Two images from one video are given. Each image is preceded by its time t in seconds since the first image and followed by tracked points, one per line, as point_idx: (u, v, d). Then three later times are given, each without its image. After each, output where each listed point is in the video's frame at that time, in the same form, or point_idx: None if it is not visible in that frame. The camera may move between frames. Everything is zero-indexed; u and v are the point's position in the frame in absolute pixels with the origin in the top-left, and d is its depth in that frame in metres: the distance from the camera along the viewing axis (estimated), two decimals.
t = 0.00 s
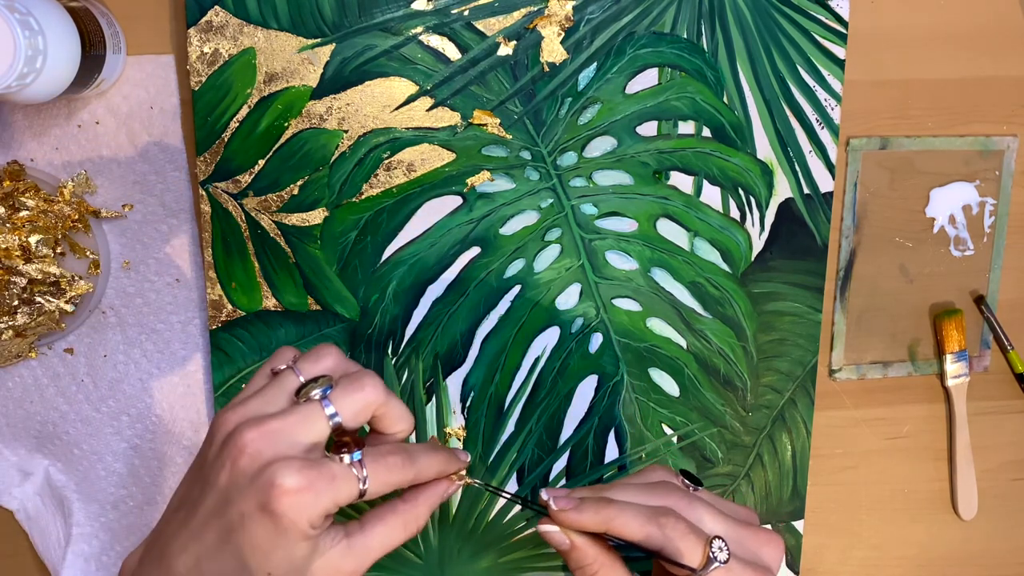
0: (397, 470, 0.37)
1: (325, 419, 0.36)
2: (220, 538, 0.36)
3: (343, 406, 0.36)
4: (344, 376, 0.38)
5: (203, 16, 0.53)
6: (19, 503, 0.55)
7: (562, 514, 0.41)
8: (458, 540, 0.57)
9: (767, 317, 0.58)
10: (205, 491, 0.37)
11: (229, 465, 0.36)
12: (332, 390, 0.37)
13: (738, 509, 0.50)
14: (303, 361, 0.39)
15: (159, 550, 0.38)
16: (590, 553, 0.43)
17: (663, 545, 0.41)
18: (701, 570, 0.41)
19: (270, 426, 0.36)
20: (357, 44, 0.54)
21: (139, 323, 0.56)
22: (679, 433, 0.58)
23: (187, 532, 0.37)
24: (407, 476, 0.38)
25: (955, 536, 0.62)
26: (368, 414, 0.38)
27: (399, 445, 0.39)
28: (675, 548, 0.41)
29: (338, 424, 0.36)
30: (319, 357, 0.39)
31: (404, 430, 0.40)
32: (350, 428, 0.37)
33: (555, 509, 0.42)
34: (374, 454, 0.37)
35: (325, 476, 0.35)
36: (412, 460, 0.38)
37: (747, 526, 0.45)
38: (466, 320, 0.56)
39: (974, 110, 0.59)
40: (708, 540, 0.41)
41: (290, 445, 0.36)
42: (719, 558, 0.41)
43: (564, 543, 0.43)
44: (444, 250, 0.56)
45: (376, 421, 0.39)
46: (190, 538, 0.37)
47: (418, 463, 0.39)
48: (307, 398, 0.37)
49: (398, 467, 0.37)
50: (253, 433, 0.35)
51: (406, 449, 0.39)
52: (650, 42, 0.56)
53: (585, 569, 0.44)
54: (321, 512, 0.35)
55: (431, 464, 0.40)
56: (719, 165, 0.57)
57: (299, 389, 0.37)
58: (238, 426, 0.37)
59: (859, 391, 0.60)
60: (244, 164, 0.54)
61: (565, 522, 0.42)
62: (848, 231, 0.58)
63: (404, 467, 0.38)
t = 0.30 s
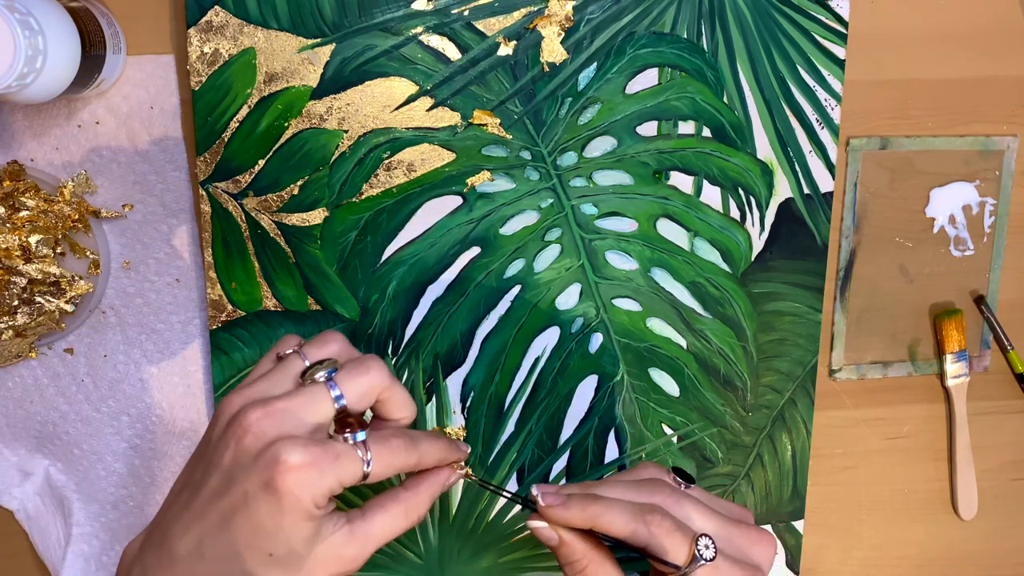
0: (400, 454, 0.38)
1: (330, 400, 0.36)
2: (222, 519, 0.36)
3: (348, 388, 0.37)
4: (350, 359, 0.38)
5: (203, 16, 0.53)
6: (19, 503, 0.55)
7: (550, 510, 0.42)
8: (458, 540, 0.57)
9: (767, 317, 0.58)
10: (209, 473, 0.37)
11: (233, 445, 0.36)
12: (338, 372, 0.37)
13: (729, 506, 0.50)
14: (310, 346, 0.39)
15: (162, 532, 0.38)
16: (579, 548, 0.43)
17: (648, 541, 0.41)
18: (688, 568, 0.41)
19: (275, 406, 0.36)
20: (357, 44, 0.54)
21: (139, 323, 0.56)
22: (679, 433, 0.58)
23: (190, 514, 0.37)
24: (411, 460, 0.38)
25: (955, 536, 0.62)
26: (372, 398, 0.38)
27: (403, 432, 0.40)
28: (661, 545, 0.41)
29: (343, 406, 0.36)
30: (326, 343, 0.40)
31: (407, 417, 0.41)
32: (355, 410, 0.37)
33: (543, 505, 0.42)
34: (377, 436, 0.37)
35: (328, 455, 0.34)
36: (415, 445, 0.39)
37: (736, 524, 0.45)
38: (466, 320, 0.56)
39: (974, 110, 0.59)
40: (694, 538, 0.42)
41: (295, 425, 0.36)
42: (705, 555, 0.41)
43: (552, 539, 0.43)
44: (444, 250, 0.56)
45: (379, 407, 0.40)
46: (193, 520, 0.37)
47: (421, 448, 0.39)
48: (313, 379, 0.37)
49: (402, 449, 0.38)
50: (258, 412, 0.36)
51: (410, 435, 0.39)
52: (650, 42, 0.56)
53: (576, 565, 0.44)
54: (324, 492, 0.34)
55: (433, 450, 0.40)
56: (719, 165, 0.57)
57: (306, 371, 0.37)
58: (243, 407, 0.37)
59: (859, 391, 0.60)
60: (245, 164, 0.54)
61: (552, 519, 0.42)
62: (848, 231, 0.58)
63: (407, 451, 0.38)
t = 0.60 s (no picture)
0: (403, 428, 0.38)
1: (336, 369, 0.37)
2: (225, 483, 0.36)
3: (352, 359, 0.38)
4: (359, 333, 0.39)
5: (203, 16, 0.53)
6: (19, 503, 0.55)
7: (549, 496, 0.42)
8: (458, 540, 0.57)
9: (767, 317, 0.58)
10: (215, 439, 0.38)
11: (241, 409, 0.37)
12: (343, 343, 0.38)
13: (729, 495, 0.50)
14: (320, 322, 0.42)
15: (165, 501, 0.39)
16: (572, 529, 0.42)
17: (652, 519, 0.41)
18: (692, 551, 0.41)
19: (283, 371, 0.37)
20: (357, 44, 0.54)
21: (139, 323, 0.56)
22: (679, 433, 0.58)
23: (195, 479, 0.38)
24: (414, 435, 0.38)
25: (955, 536, 0.62)
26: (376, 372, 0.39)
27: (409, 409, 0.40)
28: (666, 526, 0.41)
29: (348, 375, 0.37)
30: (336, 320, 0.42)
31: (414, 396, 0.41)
32: (360, 380, 0.38)
33: (542, 491, 0.42)
34: (381, 408, 0.38)
35: (332, 419, 0.35)
36: (418, 421, 0.39)
37: (735, 511, 0.46)
38: (466, 320, 0.56)
39: (974, 110, 0.59)
40: (693, 524, 0.41)
41: (302, 391, 0.36)
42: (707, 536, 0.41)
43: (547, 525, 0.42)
44: (444, 250, 0.56)
45: (386, 385, 0.41)
46: (196, 486, 0.37)
47: (424, 425, 0.39)
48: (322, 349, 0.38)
49: (405, 424, 0.38)
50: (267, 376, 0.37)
51: (415, 411, 0.39)
52: (650, 43, 0.56)
53: (574, 553, 0.44)
54: (326, 456, 0.35)
55: (437, 429, 0.40)
56: (719, 165, 0.57)
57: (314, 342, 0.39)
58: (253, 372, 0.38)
59: (859, 391, 0.60)
60: (245, 164, 0.54)
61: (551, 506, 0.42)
62: (848, 231, 0.58)
63: (410, 427, 0.38)
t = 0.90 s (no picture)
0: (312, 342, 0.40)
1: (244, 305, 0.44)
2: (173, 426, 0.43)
3: (261, 292, 0.44)
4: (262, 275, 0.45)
5: (203, 16, 0.53)
6: (19, 503, 0.55)
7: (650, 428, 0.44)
8: (458, 540, 0.57)
9: (767, 317, 0.58)
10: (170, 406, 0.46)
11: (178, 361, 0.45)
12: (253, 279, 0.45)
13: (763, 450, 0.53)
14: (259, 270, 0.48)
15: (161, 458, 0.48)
16: (661, 487, 0.42)
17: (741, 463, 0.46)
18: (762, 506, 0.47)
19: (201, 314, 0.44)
20: (357, 44, 0.54)
21: (139, 323, 0.56)
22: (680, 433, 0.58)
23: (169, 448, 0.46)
24: (326, 346, 0.40)
25: (955, 536, 0.62)
26: (289, 295, 0.45)
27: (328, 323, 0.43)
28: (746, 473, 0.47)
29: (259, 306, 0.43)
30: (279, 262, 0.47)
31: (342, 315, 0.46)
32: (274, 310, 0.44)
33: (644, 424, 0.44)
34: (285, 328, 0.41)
35: (222, 338, 0.41)
36: (332, 329, 0.41)
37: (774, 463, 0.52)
38: (466, 320, 0.56)
39: (974, 110, 0.59)
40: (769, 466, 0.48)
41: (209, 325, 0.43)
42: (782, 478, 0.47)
43: (634, 471, 0.41)
44: (444, 250, 0.56)
45: (309, 311, 0.46)
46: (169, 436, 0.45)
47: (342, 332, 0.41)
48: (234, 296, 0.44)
49: (310, 338, 0.40)
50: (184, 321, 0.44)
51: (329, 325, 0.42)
52: (650, 42, 0.56)
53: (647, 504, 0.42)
54: (219, 372, 0.40)
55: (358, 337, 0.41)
56: (719, 165, 0.57)
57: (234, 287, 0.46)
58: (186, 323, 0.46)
59: (859, 391, 0.60)
60: (245, 163, 0.54)
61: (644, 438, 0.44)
62: (848, 231, 0.58)
63: (320, 337, 0.40)
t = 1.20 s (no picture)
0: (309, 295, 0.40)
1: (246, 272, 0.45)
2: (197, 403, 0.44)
3: (260, 257, 0.45)
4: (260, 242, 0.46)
5: (203, 16, 0.53)
6: (19, 503, 0.55)
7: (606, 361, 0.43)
8: (458, 540, 0.57)
9: (767, 317, 0.58)
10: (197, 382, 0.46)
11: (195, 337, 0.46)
12: (251, 244, 0.46)
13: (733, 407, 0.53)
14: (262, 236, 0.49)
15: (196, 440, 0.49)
16: (610, 421, 0.42)
17: (698, 398, 0.46)
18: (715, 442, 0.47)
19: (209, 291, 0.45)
20: (357, 44, 0.54)
21: (138, 323, 0.56)
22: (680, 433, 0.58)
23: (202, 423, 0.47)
24: (328, 300, 0.40)
25: (955, 536, 0.62)
26: (288, 256, 0.46)
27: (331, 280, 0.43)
28: (703, 409, 0.47)
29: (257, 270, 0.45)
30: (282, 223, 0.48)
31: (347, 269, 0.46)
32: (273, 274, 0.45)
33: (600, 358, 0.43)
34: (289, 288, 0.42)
35: (226, 307, 0.41)
36: (333, 283, 0.41)
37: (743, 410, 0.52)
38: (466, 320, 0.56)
39: (974, 110, 0.59)
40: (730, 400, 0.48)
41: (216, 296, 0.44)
42: (740, 413, 0.47)
43: (584, 401, 0.40)
44: (444, 250, 0.56)
45: (311, 268, 0.46)
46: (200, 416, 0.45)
47: (343, 284, 0.41)
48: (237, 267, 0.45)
49: (312, 294, 0.40)
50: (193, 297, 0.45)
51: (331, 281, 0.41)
52: (650, 42, 0.56)
53: (596, 438, 0.42)
54: (228, 337, 0.40)
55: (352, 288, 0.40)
56: (719, 165, 0.57)
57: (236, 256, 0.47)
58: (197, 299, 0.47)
59: (859, 391, 0.60)
60: (245, 164, 0.54)
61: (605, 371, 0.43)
62: (848, 231, 0.58)
63: (322, 292, 0.40)
